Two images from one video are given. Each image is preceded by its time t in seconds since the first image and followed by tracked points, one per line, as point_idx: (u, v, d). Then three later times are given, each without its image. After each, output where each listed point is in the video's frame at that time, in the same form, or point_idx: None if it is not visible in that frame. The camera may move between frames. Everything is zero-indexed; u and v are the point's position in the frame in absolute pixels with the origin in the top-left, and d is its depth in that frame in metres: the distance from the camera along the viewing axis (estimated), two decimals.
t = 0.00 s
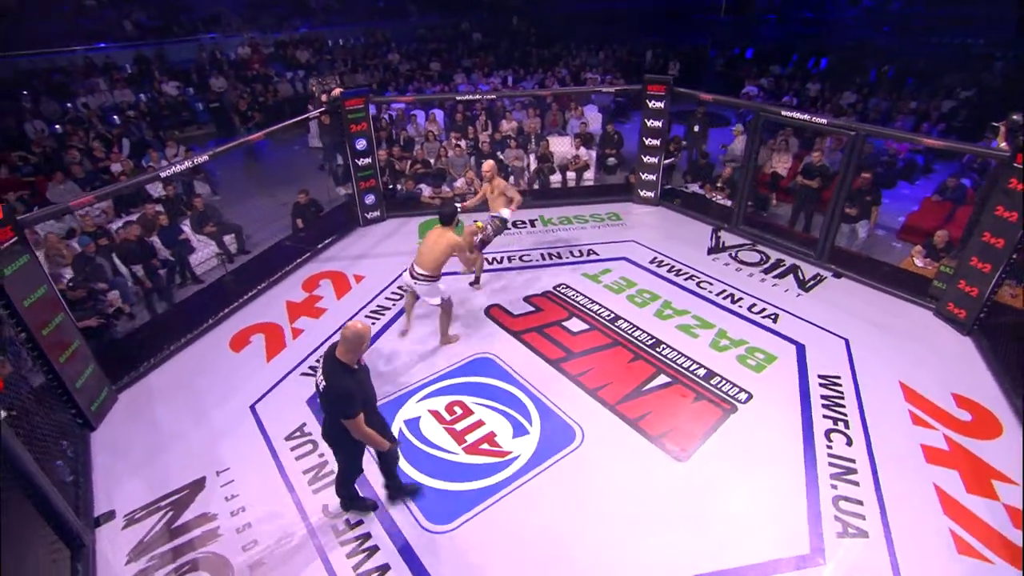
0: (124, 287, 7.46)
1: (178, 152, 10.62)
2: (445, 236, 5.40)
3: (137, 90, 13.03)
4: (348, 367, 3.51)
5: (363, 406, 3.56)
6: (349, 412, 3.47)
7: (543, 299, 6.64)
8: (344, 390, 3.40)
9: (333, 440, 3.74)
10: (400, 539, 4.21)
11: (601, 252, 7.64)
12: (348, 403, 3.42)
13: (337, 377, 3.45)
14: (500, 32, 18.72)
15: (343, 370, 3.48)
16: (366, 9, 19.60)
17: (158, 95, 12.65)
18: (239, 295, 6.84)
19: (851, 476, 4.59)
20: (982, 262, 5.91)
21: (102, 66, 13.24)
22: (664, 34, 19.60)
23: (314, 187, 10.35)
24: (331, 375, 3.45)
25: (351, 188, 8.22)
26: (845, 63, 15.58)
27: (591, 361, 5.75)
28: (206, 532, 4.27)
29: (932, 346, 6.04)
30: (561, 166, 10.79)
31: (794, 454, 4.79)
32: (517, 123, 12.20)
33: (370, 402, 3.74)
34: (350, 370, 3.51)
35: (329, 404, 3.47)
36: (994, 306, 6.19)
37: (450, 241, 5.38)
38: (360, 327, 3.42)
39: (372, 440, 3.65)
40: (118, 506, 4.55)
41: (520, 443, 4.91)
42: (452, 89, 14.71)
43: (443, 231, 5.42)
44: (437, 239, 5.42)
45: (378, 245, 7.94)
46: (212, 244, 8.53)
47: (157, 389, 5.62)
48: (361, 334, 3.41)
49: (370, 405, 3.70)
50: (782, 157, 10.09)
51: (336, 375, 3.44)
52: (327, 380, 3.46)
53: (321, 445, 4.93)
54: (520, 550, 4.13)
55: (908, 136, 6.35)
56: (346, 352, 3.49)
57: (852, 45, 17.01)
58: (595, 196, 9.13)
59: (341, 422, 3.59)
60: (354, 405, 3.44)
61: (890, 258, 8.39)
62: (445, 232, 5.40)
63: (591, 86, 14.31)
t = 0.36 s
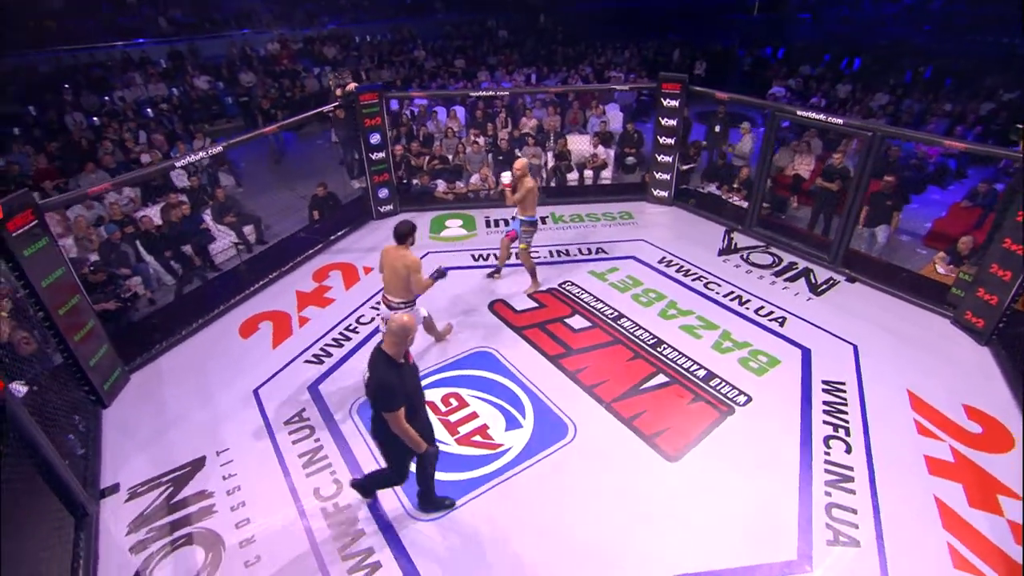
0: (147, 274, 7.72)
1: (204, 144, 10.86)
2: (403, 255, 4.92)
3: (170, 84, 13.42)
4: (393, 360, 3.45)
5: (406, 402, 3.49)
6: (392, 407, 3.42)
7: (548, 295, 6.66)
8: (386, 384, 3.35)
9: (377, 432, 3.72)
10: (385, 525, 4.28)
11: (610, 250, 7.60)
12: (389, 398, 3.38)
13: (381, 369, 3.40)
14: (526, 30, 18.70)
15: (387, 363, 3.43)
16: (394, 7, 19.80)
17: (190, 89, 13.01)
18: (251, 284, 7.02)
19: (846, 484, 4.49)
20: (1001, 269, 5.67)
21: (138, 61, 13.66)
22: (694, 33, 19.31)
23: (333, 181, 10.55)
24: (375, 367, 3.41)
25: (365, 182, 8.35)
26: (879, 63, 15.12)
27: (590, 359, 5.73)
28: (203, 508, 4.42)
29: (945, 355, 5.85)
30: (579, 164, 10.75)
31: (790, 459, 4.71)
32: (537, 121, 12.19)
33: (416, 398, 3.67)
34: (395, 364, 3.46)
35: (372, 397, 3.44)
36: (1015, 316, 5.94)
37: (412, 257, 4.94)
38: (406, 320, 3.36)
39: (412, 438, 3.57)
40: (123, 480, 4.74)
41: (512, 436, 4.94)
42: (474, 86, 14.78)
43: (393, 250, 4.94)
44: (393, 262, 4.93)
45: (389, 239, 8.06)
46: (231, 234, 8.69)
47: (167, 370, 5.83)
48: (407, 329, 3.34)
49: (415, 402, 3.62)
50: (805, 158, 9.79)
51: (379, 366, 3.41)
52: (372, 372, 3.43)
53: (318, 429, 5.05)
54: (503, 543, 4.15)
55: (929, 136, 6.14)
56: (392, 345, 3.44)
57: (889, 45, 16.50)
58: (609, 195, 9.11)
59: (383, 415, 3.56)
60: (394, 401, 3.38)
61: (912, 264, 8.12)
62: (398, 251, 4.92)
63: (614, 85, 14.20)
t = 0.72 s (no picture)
0: (176, 258, 7.91)
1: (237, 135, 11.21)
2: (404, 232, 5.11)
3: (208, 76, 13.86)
4: (440, 355, 3.46)
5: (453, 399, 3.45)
6: (439, 402, 3.39)
7: (558, 291, 6.68)
8: (433, 378, 3.34)
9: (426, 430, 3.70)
10: (379, 506, 4.38)
11: (625, 248, 7.58)
12: (435, 391, 3.35)
13: (429, 364, 3.40)
14: (558, 28, 18.68)
15: (434, 357, 3.44)
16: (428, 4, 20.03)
17: (226, 82, 13.41)
18: (270, 271, 7.25)
19: (847, 491, 4.38)
20: None
21: (179, 54, 14.16)
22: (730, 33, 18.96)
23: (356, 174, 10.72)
24: (423, 360, 3.43)
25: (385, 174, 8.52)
26: (923, 64, 14.58)
27: (594, 354, 5.73)
28: (209, 480, 4.60)
29: (966, 365, 5.63)
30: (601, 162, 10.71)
31: (790, 463, 4.62)
32: (563, 118, 12.18)
33: (464, 397, 3.63)
34: (444, 359, 3.45)
35: (419, 390, 3.43)
36: None
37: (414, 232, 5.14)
38: (451, 313, 3.38)
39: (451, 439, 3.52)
40: (136, 450, 4.95)
41: (510, 427, 4.98)
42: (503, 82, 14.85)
43: (393, 225, 5.11)
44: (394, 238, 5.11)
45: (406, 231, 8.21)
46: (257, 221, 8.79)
47: (185, 350, 6.07)
48: (452, 321, 3.36)
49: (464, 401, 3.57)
50: (834, 161, 9.71)
51: (426, 361, 3.41)
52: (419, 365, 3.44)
53: (322, 412, 5.19)
54: (491, 529, 4.20)
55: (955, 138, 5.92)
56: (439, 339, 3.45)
57: (934, 45, 15.89)
58: (629, 194, 9.24)
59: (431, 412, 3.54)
60: (441, 396, 3.35)
61: (940, 272, 7.83)
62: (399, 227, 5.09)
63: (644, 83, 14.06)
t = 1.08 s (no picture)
0: (207, 244, 8.09)
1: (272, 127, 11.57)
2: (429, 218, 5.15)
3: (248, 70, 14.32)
4: (495, 350, 3.44)
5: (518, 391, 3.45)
6: (505, 397, 3.37)
7: (572, 286, 6.69)
8: (500, 375, 3.31)
9: (486, 430, 3.67)
10: (379, 485, 4.50)
11: (643, 246, 7.54)
12: (503, 387, 3.33)
13: (488, 363, 3.37)
14: (593, 27, 18.62)
15: (491, 354, 3.41)
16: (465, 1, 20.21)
17: (265, 75, 13.81)
18: (293, 257, 7.47)
19: (851, 498, 4.28)
20: None
21: (223, 48, 14.67)
22: (771, 33, 18.57)
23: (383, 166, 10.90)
24: (479, 359, 3.38)
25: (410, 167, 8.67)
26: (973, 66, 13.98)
27: (602, 349, 5.73)
28: (222, 452, 4.80)
29: (992, 377, 5.41)
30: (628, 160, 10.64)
31: (794, 466, 4.54)
32: (591, 116, 12.14)
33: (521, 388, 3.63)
34: (500, 355, 3.42)
35: (485, 391, 3.40)
36: None
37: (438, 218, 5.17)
38: (502, 309, 3.36)
39: (527, 429, 3.53)
40: (157, 421, 5.19)
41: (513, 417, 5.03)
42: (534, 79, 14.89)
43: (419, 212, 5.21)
44: (419, 225, 5.11)
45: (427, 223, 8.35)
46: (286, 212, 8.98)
47: (207, 330, 6.32)
48: (505, 315, 3.36)
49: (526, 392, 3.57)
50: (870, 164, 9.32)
51: (484, 358, 3.38)
52: (477, 366, 3.38)
53: (332, 393, 5.34)
54: (485, 515, 4.26)
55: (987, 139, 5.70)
56: (492, 335, 3.42)
57: (988, 46, 15.21)
58: (653, 192, 9.13)
59: (495, 409, 3.52)
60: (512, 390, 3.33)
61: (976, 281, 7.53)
62: (423, 214, 5.12)
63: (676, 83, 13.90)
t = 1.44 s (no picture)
0: (237, 231, 8.26)
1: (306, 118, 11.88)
2: (462, 199, 5.41)
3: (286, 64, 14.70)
4: (540, 341, 3.41)
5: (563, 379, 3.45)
6: (554, 388, 3.36)
7: (586, 281, 6.71)
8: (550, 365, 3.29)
9: (529, 423, 3.64)
10: (382, 465, 4.62)
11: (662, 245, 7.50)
12: (553, 377, 3.32)
13: (536, 356, 3.32)
14: (627, 26, 18.52)
15: (537, 346, 3.37)
16: None
17: (301, 70, 14.18)
18: (316, 245, 7.69)
19: (854, 502, 4.20)
20: None
21: (262, 43, 15.12)
22: (812, 33, 18.13)
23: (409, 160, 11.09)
24: (526, 352, 3.34)
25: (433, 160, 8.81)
26: None
27: (611, 344, 5.73)
28: (237, 427, 5.00)
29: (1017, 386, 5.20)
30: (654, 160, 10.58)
31: (798, 467, 4.48)
32: (619, 115, 12.10)
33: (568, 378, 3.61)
34: (544, 345, 3.41)
35: (535, 383, 3.36)
36: None
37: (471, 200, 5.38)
38: (547, 301, 3.31)
39: (577, 417, 3.55)
40: (178, 395, 5.42)
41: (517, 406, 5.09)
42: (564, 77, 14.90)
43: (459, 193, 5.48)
44: (452, 205, 5.44)
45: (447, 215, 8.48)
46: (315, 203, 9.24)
47: (230, 312, 6.57)
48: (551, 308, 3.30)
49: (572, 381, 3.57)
50: (905, 167, 9.02)
51: (533, 351, 3.33)
52: (525, 360, 3.34)
53: (343, 376, 5.50)
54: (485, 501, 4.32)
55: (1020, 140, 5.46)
56: (535, 328, 3.38)
57: None
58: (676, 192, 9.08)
59: (543, 401, 3.50)
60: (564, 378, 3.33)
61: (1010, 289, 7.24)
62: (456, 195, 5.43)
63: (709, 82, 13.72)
